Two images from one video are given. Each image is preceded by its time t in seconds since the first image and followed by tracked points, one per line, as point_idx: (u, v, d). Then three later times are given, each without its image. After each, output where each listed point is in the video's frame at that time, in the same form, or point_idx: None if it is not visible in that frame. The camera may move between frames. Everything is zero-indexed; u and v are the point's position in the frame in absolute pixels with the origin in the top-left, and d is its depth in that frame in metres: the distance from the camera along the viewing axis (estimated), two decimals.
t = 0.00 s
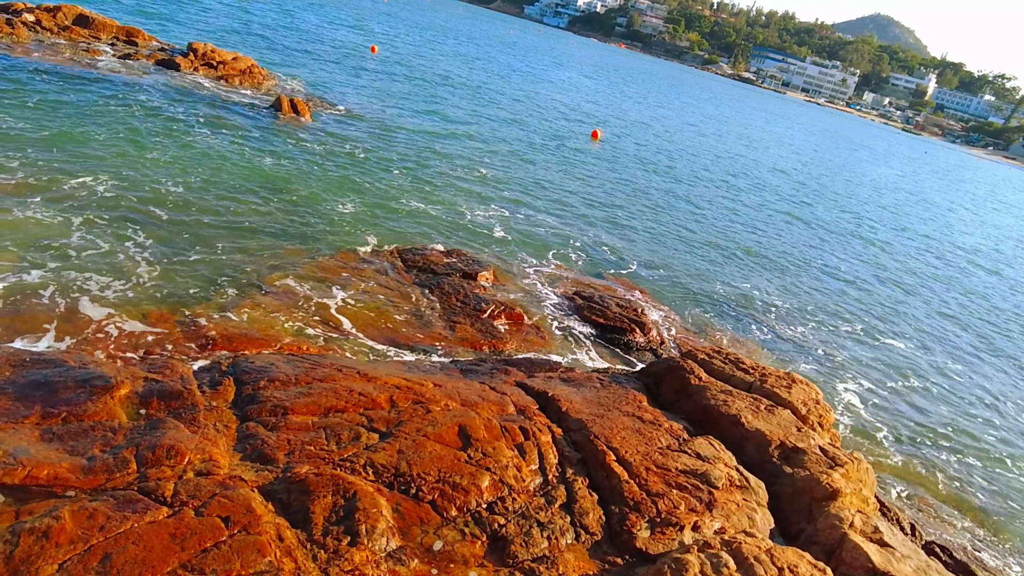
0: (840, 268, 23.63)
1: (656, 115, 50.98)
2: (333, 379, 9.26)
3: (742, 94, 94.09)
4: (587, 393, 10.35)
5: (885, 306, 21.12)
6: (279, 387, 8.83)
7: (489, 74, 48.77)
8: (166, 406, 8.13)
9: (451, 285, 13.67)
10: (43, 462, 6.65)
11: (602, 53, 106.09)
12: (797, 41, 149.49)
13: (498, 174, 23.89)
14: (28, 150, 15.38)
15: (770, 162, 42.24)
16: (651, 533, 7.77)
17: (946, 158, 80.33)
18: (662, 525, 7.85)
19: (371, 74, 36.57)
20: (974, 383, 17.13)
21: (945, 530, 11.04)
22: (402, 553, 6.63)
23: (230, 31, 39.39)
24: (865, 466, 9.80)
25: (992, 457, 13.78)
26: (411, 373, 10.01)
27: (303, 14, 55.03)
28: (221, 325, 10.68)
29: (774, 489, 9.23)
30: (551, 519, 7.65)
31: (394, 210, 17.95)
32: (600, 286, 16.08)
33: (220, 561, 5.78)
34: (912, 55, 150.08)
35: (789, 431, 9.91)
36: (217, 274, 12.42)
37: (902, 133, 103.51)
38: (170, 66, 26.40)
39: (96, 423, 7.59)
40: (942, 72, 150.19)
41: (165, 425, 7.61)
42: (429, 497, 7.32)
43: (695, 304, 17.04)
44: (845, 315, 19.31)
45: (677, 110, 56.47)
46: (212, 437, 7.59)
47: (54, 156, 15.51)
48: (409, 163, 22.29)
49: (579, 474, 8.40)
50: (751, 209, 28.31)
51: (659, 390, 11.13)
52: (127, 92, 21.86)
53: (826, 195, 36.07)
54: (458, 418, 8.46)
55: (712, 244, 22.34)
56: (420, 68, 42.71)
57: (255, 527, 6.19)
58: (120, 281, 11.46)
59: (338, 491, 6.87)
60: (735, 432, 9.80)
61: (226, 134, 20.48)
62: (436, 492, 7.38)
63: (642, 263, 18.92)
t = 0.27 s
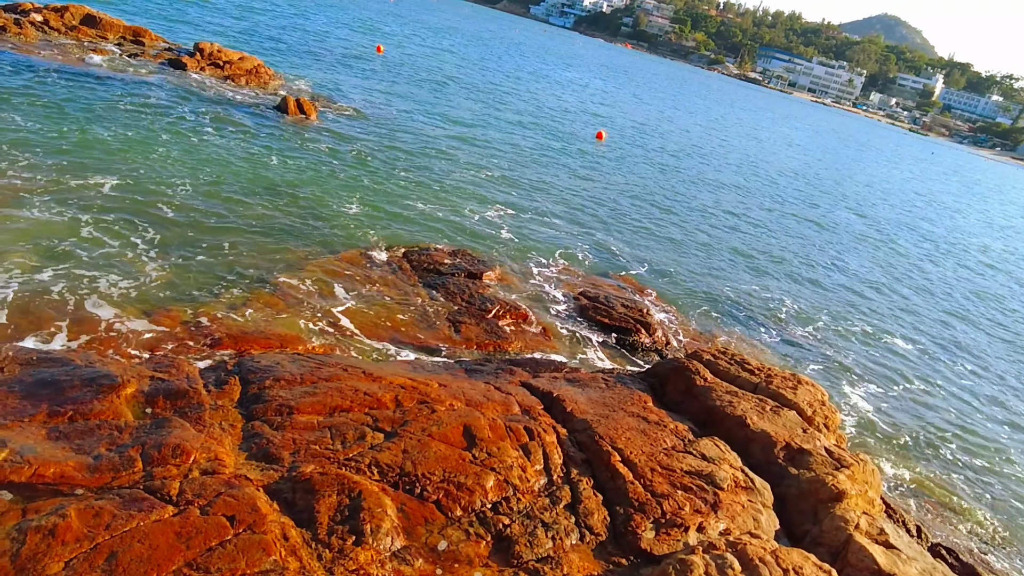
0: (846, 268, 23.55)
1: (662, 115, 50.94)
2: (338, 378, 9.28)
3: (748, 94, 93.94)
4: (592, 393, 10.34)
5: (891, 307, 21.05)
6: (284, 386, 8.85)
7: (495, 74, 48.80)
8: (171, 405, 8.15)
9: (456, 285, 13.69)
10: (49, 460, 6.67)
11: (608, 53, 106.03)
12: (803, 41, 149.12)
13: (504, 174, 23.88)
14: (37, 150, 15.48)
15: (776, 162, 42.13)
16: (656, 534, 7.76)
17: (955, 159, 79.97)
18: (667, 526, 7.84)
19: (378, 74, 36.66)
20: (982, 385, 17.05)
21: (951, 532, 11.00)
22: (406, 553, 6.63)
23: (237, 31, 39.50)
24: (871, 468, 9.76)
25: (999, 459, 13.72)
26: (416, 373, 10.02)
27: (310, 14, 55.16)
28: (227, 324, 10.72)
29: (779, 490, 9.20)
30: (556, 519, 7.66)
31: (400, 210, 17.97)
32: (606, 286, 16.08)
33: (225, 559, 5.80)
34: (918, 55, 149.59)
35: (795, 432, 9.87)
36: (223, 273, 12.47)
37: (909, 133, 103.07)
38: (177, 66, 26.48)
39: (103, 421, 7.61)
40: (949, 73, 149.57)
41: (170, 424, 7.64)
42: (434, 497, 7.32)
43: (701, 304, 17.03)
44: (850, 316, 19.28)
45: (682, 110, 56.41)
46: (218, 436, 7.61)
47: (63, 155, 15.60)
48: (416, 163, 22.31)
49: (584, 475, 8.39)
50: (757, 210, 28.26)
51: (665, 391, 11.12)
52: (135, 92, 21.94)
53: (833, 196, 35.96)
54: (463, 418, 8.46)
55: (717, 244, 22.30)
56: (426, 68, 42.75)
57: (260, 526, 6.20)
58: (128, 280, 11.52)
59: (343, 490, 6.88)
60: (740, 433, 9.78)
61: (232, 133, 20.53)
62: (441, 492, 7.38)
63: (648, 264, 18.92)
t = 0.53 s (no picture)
0: (853, 269, 23.46)
1: (668, 115, 50.87)
2: (344, 378, 9.29)
3: (755, 95, 93.69)
4: (598, 394, 10.33)
5: (899, 308, 20.96)
6: (290, 385, 8.87)
7: (501, 74, 48.79)
8: (178, 404, 8.17)
9: (462, 285, 13.70)
10: (56, 459, 6.69)
11: (615, 53, 105.88)
12: (810, 41, 148.67)
13: (510, 175, 23.87)
14: (44, 149, 15.55)
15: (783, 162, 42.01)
16: (662, 535, 7.74)
17: (963, 160, 79.54)
18: (673, 527, 7.82)
19: (384, 74, 36.71)
20: (990, 387, 16.96)
21: (959, 534, 10.95)
22: (412, 553, 6.63)
23: (243, 31, 39.58)
24: (878, 469, 9.73)
25: (1007, 461, 13.64)
26: (421, 373, 10.03)
27: (317, 14, 55.24)
28: (234, 323, 10.75)
29: (785, 491, 9.17)
30: (562, 520, 7.65)
31: (407, 210, 17.99)
32: (612, 286, 16.07)
33: (231, 559, 5.81)
34: (926, 55, 149.03)
35: (801, 433, 9.85)
36: (230, 273, 12.51)
37: (917, 134, 102.59)
38: (183, 66, 26.54)
39: (109, 420, 7.64)
40: (957, 73, 148.86)
41: (176, 423, 7.66)
42: (439, 496, 7.32)
43: (707, 305, 17.01)
44: (857, 317, 19.22)
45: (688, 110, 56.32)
46: (224, 435, 7.63)
47: (70, 154, 15.67)
48: (422, 164, 22.31)
49: (590, 476, 8.38)
50: (763, 210, 28.20)
51: (670, 391, 11.10)
52: (142, 92, 22.01)
53: (839, 196, 35.85)
54: (469, 418, 8.46)
55: (723, 245, 22.25)
56: (432, 68, 42.77)
57: (266, 525, 6.21)
58: (135, 279, 11.56)
59: (349, 489, 6.88)
60: (746, 433, 9.75)
61: (239, 133, 20.57)
62: (446, 492, 7.38)
63: (654, 264, 18.90)
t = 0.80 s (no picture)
0: (859, 270, 23.36)
1: (674, 115, 50.80)
2: (349, 377, 9.30)
3: (762, 95, 93.46)
4: (604, 394, 10.32)
5: (906, 309, 20.87)
6: (296, 384, 8.89)
7: (507, 74, 48.80)
8: (184, 403, 8.20)
9: (468, 285, 13.71)
10: (63, 457, 6.72)
11: (621, 52, 105.81)
12: (817, 41, 148.29)
13: (516, 175, 23.86)
14: (51, 149, 15.63)
15: (789, 163, 41.89)
16: (667, 536, 7.72)
17: (972, 160, 79.11)
18: (678, 528, 7.81)
19: (390, 74, 36.74)
20: (997, 388, 16.86)
21: (965, 536, 10.91)
22: (416, 552, 6.63)
23: (250, 31, 39.68)
24: (884, 470, 9.68)
25: (1015, 463, 13.56)
26: (427, 373, 10.04)
27: (323, 14, 55.37)
28: (240, 322, 10.78)
29: (791, 492, 9.15)
30: (567, 520, 7.64)
31: (412, 210, 18.00)
32: (618, 286, 16.06)
33: (236, 557, 5.82)
34: (933, 55, 148.38)
35: (807, 434, 9.82)
36: (236, 272, 12.54)
37: (924, 134, 102.10)
38: (190, 66, 26.63)
39: (115, 419, 7.66)
40: (965, 73, 148.14)
41: (182, 422, 7.67)
42: (444, 496, 7.33)
43: (713, 305, 16.98)
44: (863, 317, 19.17)
45: (694, 110, 56.22)
46: (230, 434, 7.65)
47: (77, 154, 15.74)
48: (428, 164, 22.32)
49: (595, 476, 8.37)
50: (769, 211, 28.13)
51: (676, 392, 11.09)
52: (149, 92, 22.08)
53: (846, 197, 35.72)
54: (474, 418, 8.47)
55: (730, 245, 22.20)
56: (438, 68, 42.81)
57: (271, 524, 6.22)
58: (141, 278, 11.60)
59: (354, 489, 6.89)
60: (752, 434, 9.73)
61: (245, 133, 20.62)
62: (451, 492, 7.38)
63: (660, 264, 18.87)
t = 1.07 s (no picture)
0: (865, 270, 23.29)
1: (679, 115, 50.73)
2: (354, 377, 9.31)
3: (768, 95, 93.23)
4: (608, 394, 10.31)
5: (912, 310, 20.80)
6: (302, 384, 8.90)
7: (512, 74, 48.78)
8: (190, 402, 8.22)
9: (473, 286, 13.72)
10: (69, 456, 6.74)
11: (626, 52, 105.71)
12: (823, 41, 147.83)
13: (522, 175, 23.85)
14: (58, 148, 15.70)
15: (795, 163, 41.77)
16: (672, 536, 7.71)
17: (979, 160, 78.71)
18: (683, 528, 7.79)
19: (395, 74, 36.76)
20: (1004, 390, 16.78)
21: (972, 537, 10.88)
22: (421, 552, 6.63)
23: (256, 31, 39.76)
24: (890, 471, 9.65)
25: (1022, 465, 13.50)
26: (432, 373, 10.05)
27: (329, 15, 55.45)
28: (245, 322, 10.81)
29: (796, 493, 9.13)
30: (571, 520, 7.64)
31: (418, 209, 18.01)
32: (623, 286, 16.04)
33: (241, 556, 5.84)
34: (940, 55, 147.79)
35: (812, 435, 9.79)
36: (242, 271, 12.59)
37: (930, 134, 101.71)
38: (196, 66, 26.69)
39: (122, 418, 7.69)
40: (972, 73, 147.49)
41: (188, 421, 7.70)
42: (449, 496, 7.33)
43: (719, 305, 16.97)
44: (869, 317, 19.13)
45: (700, 110, 56.13)
46: (235, 434, 7.66)
47: (83, 154, 15.79)
48: (433, 164, 22.32)
49: (600, 476, 8.36)
50: (775, 211, 28.06)
51: (681, 392, 11.07)
52: (155, 92, 22.14)
53: (852, 197, 35.62)
54: (479, 418, 8.47)
55: (735, 245, 22.16)
56: (443, 68, 42.83)
57: (276, 523, 6.23)
58: (147, 277, 11.65)
59: (359, 488, 6.89)
60: (757, 435, 9.71)
61: (251, 133, 20.65)
62: (455, 491, 7.38)
63: (665, 264, 18.86)
